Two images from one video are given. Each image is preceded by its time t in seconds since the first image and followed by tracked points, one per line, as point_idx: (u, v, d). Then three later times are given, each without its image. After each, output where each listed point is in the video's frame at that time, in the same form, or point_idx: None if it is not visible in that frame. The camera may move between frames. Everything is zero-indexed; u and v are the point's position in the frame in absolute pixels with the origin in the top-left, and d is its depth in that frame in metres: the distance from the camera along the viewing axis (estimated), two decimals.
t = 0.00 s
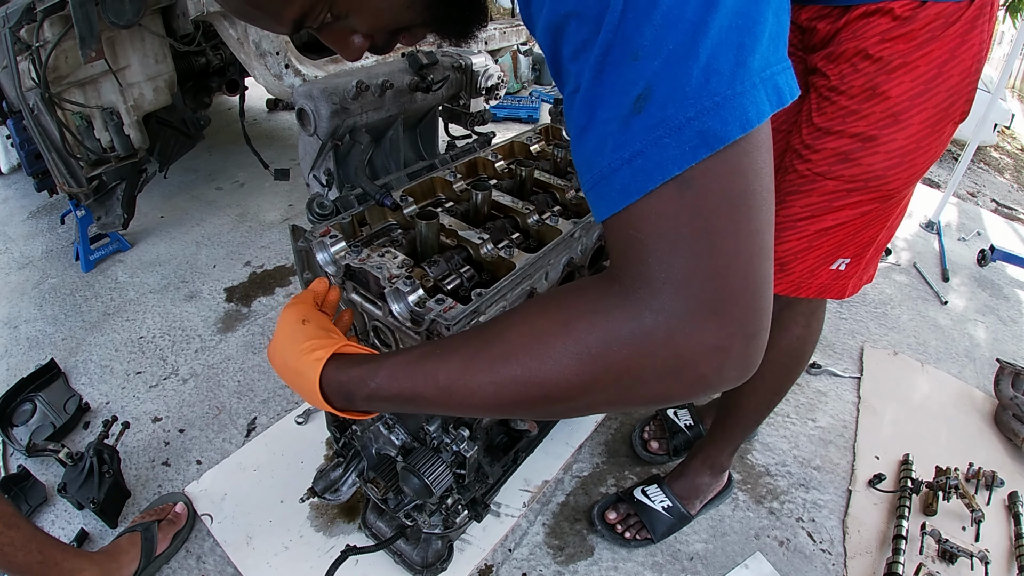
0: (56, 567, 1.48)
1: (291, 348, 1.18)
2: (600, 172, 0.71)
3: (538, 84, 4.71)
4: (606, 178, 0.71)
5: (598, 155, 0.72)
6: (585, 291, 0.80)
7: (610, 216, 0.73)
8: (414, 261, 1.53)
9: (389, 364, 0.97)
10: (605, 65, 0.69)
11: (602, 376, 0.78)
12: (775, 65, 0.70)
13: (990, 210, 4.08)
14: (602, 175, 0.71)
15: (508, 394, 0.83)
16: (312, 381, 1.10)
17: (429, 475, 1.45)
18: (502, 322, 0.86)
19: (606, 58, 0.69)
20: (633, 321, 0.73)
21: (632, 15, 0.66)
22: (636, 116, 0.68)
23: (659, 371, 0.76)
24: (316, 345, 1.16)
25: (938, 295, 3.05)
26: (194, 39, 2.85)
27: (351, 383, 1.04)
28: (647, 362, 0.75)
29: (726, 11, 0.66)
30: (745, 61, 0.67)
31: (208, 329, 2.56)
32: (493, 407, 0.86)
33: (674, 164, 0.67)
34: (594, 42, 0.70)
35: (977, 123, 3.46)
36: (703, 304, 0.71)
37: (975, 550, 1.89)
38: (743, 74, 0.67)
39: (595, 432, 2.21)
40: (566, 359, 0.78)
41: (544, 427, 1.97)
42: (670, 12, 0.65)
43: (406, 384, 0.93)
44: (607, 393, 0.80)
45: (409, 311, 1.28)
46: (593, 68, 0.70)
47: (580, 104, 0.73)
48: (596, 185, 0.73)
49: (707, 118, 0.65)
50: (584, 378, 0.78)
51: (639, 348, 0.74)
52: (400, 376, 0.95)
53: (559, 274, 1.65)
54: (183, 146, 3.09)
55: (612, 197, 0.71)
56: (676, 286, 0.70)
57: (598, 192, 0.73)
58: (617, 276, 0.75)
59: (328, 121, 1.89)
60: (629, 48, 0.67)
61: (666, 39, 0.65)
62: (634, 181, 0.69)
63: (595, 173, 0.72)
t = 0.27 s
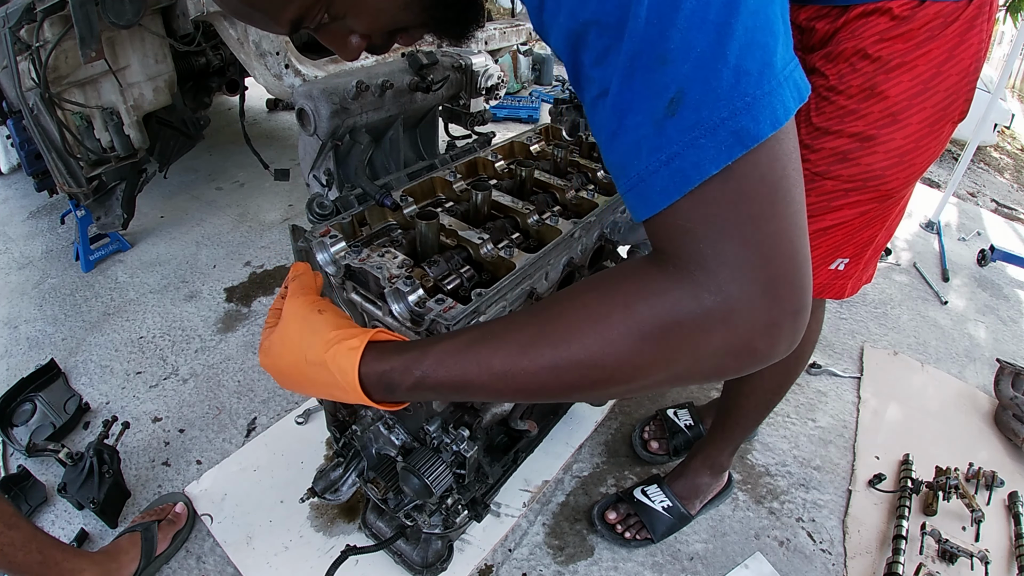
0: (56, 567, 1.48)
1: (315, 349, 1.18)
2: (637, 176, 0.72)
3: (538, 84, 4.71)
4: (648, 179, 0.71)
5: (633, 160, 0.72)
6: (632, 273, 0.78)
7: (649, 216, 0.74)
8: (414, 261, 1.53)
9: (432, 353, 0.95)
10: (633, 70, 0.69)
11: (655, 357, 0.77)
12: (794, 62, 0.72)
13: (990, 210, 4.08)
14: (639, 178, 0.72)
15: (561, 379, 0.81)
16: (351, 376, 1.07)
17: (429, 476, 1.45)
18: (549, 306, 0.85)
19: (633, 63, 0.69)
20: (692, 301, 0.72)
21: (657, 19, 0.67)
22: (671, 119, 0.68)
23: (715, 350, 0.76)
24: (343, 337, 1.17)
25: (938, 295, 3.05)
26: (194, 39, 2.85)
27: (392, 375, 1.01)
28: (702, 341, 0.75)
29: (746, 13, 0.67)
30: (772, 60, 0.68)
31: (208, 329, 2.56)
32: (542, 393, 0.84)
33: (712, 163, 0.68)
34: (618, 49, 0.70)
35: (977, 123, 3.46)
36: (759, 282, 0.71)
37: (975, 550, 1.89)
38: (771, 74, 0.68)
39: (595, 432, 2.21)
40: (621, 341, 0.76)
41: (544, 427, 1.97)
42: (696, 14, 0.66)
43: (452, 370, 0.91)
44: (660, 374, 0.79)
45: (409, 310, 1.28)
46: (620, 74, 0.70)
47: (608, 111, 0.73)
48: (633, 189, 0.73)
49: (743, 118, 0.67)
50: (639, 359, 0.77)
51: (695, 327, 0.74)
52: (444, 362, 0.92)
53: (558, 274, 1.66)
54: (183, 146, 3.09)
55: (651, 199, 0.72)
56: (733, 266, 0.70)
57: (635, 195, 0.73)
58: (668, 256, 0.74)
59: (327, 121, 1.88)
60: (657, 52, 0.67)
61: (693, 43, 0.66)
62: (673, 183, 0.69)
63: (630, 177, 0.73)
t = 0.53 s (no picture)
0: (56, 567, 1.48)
1: (366, 300, 1.13)
2: (674, 175, 0.78)
3: (538, 84, 4.71)
4: (683, 180, 0.78)
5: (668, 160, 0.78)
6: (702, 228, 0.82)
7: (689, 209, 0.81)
8: (414, 261, 1.53)
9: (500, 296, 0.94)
10: (664, 75, 0.74)
11: (722, 309, 0.81)
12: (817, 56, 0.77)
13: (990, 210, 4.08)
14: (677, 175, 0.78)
15: (631, 323, 0.84)
16: (418, 319, 1.03)
17: (429, 475, 1.45)
18: (623, 252, 0.87)
19: (662, 70, 0.74)
20: (762, 258, 0.77)
21: (684, 28, 0.72)
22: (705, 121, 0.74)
23: (773, 307, 0.81)
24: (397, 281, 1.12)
25: (938, 295, 3.05)
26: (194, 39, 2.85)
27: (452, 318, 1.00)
28: (766, 296, 0.80)
29: (773, 11, 0.73)
30: (801, 57, 0.74)
31: (208, 329, 2.56)
32: (607, 335, 0.87)
33: (744, 163, 0.75)
34: (647, 55, 0.75)
35: (977, 124, 3.46)
36: (826, 245, 0.77)
37: (975, 550, 1.88)
38: (804, 68, 0.74)
39: (595, 432, 2.21)
40: (698, 288, 0.80)
41: (544, 427, 1.97)
42: (720, 21, 0.72)
43: (523, 310, 0.91)
44: (719, 326, 0.84)
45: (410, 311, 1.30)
46: (650, 81, 0.75)
47: (641, 115, 0.78)
48: (671, 187, 0.79)
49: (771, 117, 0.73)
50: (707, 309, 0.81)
51: (766, 282, 0.79)
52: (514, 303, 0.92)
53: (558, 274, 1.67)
54: (183, 146, 3.09)
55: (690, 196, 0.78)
56: (801, 227, 0.76)
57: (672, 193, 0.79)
58: (749, 208, 0.77)
59: (327, 121, 1.88)
60: (687, 58, 0.73)
61: (721, 46, 0.72)
62: (711, 181, 0.76)
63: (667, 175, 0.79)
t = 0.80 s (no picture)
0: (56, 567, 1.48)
1: (443, 193, 1.09)
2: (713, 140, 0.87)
3: (538, 84, 4.71)
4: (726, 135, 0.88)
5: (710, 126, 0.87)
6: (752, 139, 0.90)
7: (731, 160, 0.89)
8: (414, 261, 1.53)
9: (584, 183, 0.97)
10: (704, 52, 0.81)
11: (770, 210, 0.90)
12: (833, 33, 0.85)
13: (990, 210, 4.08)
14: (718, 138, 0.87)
15: (694, 214, 0.91)
16: (509, 204, 1.03)
17: (429, 475, 1.45)
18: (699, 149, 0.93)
19: (703, 49, 0.81)
20: (809, 167, 0.88)
21: (723, 10, 0.79)
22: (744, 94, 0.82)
23: (804, 214, 0.92)
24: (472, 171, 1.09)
25: (938, 295, 3.05)
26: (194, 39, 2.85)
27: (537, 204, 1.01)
28: (806, 205, 0.90)
29: None
30: (823, 35, 0.82)
31: (208, 329, 2.56)
32: (668, 223, 0.93)
33: (780, 130, 0.84)
34: (687, 34, 0.82)
35: (977, 124, 3.46)
36: (853, 173, 0.90)
37: (975, 550, 1.88)
38: (824, 46, 0.82)
39: (595, 432, 2.21)
40: (752, 186, 0.88)
41: (544, 427, 1.97)
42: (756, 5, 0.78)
43: (608, 197, 0.95)
44: (760, 226, 0.93)
45: (409, 311, 1.30)
46: (691, 59, 0.82)
47: (681, 88, 0.86)
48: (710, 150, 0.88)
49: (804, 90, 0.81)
50: (762, 207, 0.90)
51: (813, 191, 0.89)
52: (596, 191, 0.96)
53: (558, 273, 1.67)
54: (183, 147, 3.09)
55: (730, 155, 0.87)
56: (839, 146, 0.88)
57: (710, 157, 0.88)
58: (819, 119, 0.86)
59: (328, 121, 1.88)
60: (726, 37, 0.80)
61: (758, 25, 0.79)
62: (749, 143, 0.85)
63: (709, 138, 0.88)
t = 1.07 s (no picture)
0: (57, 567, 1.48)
1: (464, 120, 1.09)
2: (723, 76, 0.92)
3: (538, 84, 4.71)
4: (737, 70, 0.93)
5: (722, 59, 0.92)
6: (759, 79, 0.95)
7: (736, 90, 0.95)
8: (414, 261, 1.53)
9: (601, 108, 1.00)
10: None
11: (762, 144, 0.96)
12: None
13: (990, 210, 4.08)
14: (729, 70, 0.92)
15: (694, 141, 0.97)
16: (533, 126, 1.05)
17: (429, 475, 1.45)
18: (715, 79, 0.98)
19: None
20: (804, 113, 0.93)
21: None
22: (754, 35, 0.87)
23: (789, 152, 0.99)
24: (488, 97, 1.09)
25: (938, 295, 3.05)
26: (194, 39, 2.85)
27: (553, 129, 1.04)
28: (796, 145, 0.97)
29: None
30: None
31: (208, 329, 2.56)
32: (671, 146, 0.98)
33: (785, 71, 0.89)
34: None
35: (977, 124, 3.46)
36: (840, 121, 0.97)
37: (975, 550, 1.89)
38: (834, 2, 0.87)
39: (595, 432, 2.21)
40: (750, 122, 0.94)
41: (544, 427, 1.97)
42: None
43: (624, 123, 0.98)
44: (749, 157, 1.00)
45: (409, 311, 1.29)
46: None
47: (698, 26, 0.90)
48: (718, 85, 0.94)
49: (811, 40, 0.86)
50: (758, 140, 0.96)
51: (806, 133, 0.95)
52: (616, 111, 0.99)
53: (558, 273, 1.68)
54: (183, 147, 3.09)
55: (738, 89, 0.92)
56: (833, 96, 0.93)
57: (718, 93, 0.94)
58: (827, 64, 0.91)
59: (328, 121, 1.88)
60: None
61: None
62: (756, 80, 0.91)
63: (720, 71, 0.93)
